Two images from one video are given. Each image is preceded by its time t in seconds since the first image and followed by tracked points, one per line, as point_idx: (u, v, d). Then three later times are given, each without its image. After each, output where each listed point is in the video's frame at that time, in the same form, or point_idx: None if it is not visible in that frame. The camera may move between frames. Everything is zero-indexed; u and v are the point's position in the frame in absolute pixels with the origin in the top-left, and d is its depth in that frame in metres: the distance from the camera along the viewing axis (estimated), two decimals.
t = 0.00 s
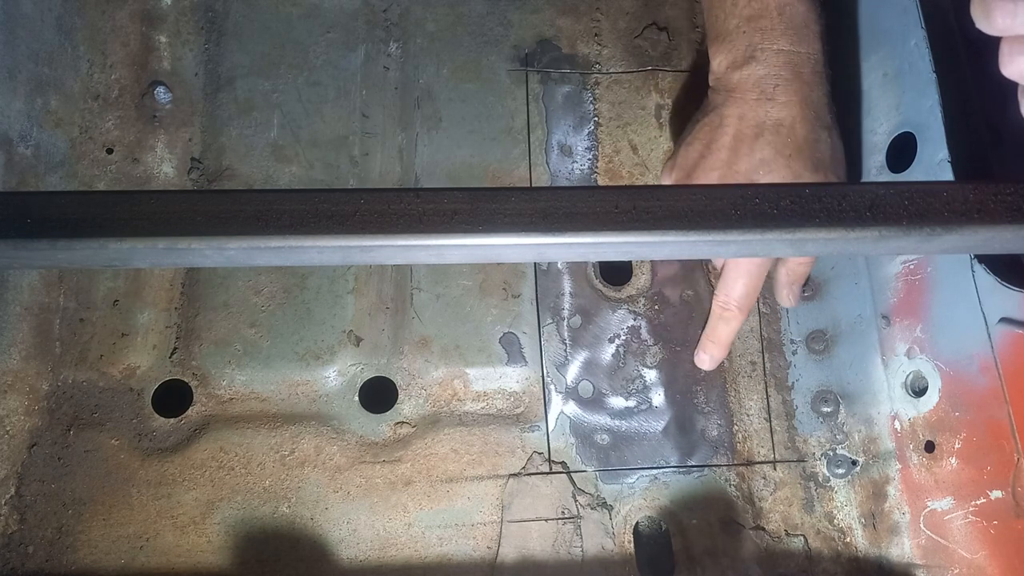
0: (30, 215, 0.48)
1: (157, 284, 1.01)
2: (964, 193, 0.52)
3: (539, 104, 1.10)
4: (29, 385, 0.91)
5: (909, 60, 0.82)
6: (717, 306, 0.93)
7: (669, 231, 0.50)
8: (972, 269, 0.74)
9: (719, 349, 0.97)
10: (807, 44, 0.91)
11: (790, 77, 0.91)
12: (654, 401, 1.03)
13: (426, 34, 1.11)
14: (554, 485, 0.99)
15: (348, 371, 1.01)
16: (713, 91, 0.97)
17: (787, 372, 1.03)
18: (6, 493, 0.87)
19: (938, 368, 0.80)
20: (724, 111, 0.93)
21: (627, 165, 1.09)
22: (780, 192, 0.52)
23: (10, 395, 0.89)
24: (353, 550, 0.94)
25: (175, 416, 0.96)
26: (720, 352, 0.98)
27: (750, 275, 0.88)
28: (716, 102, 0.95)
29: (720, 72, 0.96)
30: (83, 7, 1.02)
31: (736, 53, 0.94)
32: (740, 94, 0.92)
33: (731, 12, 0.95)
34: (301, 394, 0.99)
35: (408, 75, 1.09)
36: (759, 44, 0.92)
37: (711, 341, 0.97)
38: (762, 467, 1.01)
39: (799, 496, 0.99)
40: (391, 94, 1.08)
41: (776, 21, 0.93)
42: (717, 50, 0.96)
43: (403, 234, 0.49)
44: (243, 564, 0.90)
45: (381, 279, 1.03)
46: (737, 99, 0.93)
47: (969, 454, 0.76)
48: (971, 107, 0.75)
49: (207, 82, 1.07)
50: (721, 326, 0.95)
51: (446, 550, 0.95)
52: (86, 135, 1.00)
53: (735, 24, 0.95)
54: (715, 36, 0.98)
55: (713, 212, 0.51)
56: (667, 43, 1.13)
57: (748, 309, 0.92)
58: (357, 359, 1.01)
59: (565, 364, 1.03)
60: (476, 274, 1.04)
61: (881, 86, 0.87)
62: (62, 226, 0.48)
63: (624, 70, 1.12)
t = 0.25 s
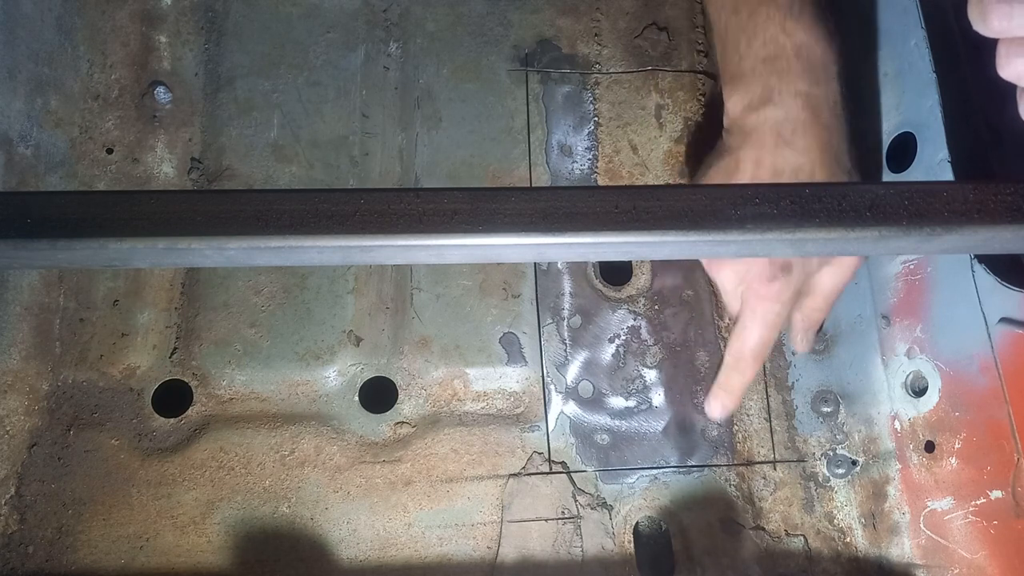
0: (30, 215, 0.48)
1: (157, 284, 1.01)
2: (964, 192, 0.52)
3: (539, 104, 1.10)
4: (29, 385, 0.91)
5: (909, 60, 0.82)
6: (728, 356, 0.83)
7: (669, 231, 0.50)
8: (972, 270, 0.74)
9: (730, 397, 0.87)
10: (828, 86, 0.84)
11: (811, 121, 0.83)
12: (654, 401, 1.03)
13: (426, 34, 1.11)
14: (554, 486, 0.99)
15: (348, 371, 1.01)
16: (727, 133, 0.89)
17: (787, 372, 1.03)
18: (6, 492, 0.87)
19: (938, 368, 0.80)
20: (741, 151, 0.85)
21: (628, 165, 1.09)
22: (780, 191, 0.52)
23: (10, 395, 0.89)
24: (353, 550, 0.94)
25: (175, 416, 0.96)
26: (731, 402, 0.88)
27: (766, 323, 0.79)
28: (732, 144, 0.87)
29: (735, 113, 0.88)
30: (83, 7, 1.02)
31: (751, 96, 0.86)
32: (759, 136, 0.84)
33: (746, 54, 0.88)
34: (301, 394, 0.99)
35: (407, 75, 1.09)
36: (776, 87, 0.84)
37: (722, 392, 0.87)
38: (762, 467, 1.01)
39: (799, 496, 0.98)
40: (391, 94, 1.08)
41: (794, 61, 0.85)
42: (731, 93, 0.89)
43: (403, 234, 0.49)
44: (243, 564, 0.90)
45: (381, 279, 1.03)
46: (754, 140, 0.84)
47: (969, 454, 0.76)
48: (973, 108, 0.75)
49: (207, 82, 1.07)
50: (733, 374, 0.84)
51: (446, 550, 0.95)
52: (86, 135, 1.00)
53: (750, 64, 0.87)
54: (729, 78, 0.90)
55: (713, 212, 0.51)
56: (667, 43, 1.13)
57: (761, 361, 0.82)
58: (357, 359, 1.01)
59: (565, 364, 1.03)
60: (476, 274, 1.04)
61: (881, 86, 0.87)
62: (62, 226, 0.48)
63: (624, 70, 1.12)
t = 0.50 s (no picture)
0: (30, 215, 0.48)
1: (156, 284, 1.01)
2: (964, 192, 0.52)
3: (539, 104, 1.10)
4: (29, 385, 0.91)
5: (909, 60, 0.82)
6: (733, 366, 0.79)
7: (669, 231, 0.50)
8: (972, 270, 0.74)
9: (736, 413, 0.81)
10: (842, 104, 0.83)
11: (824, 140, 0.80)
12: (654, 401, 1.03)
13: (426, 34, 1.11)
14: (554, 486, 0.99)
15: (348, 371, 1.01)
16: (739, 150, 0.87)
17: (786, 372, 1.02)
18: (6, 492, 0.87)
19: (938, 368, 0.80)
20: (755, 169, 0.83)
21: (628, 165, 1.09)
22: (781, 191, 0.52)
23: (10, 395, 0.89)
24: (353, 550, 0.94)
25: (175, 416, 0.96)
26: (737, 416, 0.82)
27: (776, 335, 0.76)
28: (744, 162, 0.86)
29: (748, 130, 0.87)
30: (83, 7, 1.02)
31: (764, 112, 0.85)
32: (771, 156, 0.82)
33: (760, 73, 0.88)
34: (301, 394, 0.99)
35: (408, 75, 1.09)
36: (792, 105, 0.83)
37: (728, 403, 0.81)
38: (762, 467, 1.00)
39: (799, 496, 0.98)
40: (391, 94, 1.08)
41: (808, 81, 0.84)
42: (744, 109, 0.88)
43: (403, 234, 0.49)
44: (243, 564, 0.90)
45: (381, 279, 1.03)
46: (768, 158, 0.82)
47: (969, 454, 0.76)
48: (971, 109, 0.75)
49: (207, 82, 1.08)
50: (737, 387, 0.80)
51: (446, 550, 0.95)
52: (86, 135, 1.00)
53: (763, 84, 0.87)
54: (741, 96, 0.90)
55: (714, 212, 0.51)
56: (667, 43, 1.13)
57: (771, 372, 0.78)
58: (357, 359, 1.01)
59: (565, 364, 1.03)
60: (476, 274, 1.04)
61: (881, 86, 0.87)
62: (62, 226, 0.48)
63: (624, 70, 1.12)
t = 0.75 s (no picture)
0: (30, 215, 0.48)
1: (156, 284, 1.01)
2: (964, 192, 0.52)
3: (539, 104, 1.10)
4: (29, 385, 0.91)
5: (909, 60, 0.82)
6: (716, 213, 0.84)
7: (669, 231, 0.50)
8: (972, 269, 0.74)
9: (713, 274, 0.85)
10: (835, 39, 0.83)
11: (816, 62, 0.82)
12: (654, 400, 1.03)
13: (426, 34, 1.11)
14: (554, 485, 0.99)
15: (348, 371, 1.01)
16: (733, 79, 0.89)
17: (787, 372, 1.03)
18: (6, 493, 0.87)
19: (938, 368, 0.80)
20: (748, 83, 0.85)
21: (628, 165, 1.10)
22: (781, 191, 0.52)
23: (10, 395, 0.89)
24: (353, 550, 0.94)
25: (175, 416, 0.96)
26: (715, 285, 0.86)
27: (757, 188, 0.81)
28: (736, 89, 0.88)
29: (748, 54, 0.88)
30: (83, 7, 1.02)
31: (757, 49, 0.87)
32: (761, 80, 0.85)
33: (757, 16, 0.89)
34: (301, 394, 0.99)
35: (408, 75, 1.09)
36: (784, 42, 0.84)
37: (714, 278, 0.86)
38: (762, 467, 1.01)
39: (799, 496, 0.99)
40: (391, 94, 1.08)
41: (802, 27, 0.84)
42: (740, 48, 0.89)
43: (403, 234, 0.49)
44: (243, 564, 0.90)
45: (381, 279, 1.03)
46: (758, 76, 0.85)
47: (969, 454, 0.76)
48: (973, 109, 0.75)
49: (207, 82, 1.08)
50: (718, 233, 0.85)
51: (446, 550, 0.95)
52: (86, 135, 1.00)
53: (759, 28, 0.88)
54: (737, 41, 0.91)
55: (713, 211, 0.51)
56: (667, 43, 1.13)
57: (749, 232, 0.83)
58: (357, 359, 1.01)
59: (565, 364, 1.03)
60: (476, 274, 1.04)
61: (881, 86, 0.87)
62: (62, 226, 0.48)
63: (624, 70, 1.12)
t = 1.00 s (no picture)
0: (29, 214, 0.48)
1: (156, 284, 1.01)
2: (964, 192, 0.52)
3: (539, 104, 1.10)
4: (29, 385, 0.91)
5: (910, 60, 0.82)
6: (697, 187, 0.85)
7: (669, 231, 0.50)
8: (972, 269, 0.74)
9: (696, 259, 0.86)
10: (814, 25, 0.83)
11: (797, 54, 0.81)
12: (654, 400, 1.03)
13: (426, 34, 1.11)
14: (554, 485, 0.99)
15: (348, 371, 1.01)
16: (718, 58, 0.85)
17: (787, 372, 1.03)
18: (6, 493, 0.87)
19: (938, 368, 0.80)
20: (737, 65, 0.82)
21: (628, 165, 1.10)
22: (781, 191, 0.52)
23: (10, 395, 0.89)
24: (353, 550, 0.94)
25: (175, 416, 0.96)
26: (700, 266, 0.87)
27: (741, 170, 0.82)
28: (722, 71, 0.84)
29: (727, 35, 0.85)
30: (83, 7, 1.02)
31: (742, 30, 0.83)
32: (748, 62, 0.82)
33: None
34: (301, 394, 0.99)
35: (408, 75, 1.09)
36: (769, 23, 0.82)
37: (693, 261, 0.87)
38: (762, 467, 1.01)
39: (799, 496, 0.99)
40: (391, 94, 1.08)
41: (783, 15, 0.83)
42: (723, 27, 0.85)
43: (404, 234, 0.49)
44: (243, 564, 0.90)
45: (381, 279, 1.03)
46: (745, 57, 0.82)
47: (969, 454, 0.76)
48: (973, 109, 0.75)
49: (208, 82, 1.08)
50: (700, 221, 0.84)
51: (446, 550, 0.95)
52: (86, 135, 1.00)
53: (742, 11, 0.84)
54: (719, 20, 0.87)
55: (713, 211, 0.51)
56: (667, 43, 1.13)
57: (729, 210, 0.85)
58: (357, 359, 1.01)
59: (565, 364, 1.03)
60: (476, 274, 1.04)
61: (880, 86, 0.86)
62: (62, 226, 0.48)
63: (624, 70, 1.12)
